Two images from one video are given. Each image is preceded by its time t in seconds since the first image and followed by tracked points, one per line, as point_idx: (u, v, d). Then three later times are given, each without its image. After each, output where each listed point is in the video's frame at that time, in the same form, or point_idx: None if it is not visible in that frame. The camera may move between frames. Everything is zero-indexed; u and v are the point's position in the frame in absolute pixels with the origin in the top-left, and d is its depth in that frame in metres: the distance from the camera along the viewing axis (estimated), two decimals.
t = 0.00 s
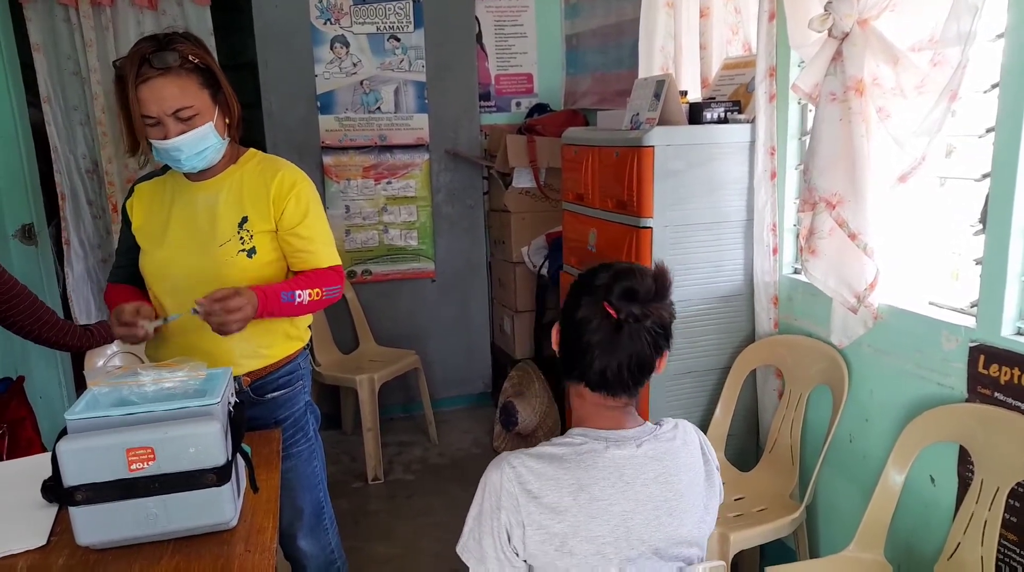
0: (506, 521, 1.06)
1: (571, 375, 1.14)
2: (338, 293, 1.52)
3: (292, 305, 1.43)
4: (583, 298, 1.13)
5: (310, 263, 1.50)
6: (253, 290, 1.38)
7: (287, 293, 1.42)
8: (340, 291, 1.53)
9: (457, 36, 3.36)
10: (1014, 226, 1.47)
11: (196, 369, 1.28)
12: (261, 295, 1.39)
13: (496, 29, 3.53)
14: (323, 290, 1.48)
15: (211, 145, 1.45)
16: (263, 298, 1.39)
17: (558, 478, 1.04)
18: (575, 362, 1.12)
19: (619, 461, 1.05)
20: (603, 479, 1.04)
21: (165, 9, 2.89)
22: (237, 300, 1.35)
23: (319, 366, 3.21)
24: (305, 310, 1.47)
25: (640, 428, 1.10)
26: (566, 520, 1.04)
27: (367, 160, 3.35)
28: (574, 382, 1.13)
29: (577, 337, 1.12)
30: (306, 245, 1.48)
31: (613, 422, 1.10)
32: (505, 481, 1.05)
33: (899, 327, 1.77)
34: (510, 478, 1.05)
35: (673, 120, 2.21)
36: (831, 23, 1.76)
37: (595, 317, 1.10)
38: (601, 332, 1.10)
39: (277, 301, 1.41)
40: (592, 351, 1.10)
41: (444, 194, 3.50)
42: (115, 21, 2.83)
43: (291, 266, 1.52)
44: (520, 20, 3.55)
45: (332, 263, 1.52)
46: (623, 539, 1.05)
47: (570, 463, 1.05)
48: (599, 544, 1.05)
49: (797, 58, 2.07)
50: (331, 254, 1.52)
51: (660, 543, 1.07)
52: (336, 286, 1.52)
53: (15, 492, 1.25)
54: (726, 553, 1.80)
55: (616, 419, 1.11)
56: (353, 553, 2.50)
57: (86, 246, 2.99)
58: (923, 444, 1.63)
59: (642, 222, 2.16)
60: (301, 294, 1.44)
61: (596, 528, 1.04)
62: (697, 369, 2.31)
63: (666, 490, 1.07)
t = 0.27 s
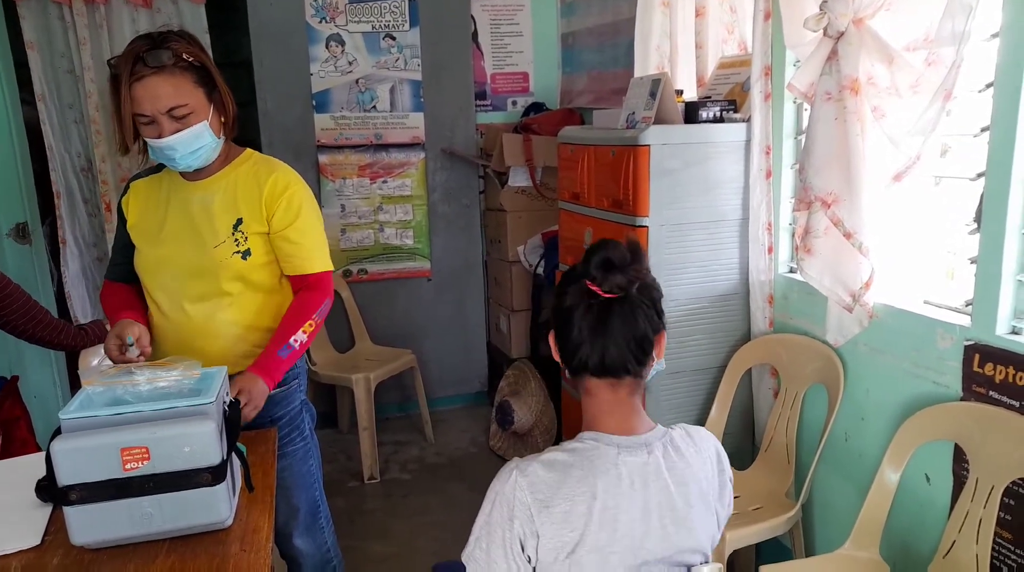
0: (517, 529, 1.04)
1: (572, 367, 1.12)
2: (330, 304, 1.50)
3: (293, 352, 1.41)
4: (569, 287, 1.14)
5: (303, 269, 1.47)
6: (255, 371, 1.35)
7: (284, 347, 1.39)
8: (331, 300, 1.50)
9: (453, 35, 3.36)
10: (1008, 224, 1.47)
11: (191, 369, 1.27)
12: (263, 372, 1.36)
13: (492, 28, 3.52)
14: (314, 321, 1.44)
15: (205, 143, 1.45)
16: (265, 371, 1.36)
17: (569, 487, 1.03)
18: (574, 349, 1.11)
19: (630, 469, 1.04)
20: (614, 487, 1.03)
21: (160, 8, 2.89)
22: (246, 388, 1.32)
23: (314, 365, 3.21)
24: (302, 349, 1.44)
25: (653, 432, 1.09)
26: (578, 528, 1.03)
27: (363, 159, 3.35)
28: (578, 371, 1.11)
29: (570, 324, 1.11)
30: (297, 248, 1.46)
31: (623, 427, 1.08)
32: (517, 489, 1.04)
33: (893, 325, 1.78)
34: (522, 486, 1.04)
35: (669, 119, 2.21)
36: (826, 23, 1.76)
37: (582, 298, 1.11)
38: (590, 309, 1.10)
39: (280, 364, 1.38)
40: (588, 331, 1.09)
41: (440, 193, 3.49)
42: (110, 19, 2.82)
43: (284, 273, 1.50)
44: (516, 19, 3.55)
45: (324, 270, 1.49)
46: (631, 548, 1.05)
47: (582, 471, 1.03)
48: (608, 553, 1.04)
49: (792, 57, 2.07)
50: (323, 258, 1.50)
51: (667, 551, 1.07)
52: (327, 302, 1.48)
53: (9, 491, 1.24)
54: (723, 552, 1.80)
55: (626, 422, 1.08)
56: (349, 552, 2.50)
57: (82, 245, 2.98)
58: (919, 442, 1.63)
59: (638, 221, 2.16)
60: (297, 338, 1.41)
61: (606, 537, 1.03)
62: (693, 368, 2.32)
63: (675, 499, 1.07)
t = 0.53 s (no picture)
0: (520, 538, 1.02)
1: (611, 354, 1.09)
2: (326, 299, 1.49)
3: (274, 330, 1.40)
4: (604, 271, 1.10)
5: (303, 264, 1.47)
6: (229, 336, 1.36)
7: (265, 324, 1.39)
8: (328, 294, 1.49)
9: (451, 31, 3.35)
10: (1007, 220, 1.47)
11: (190, 365, 1.27)
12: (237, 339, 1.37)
13: (491, 25, 3.52)
14: (303, 308, 1.43)
15: (203, 137, 1.44)
16: (240, 339, 1.37)
17: (574, 496, 1.01)
18: (618, 336, 1.08)
19: (634, 478, 1.04)
20: (619, 495, 1.03)
21: (158, 5, 2.88)
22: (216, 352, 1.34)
23: (313, 362, 3.20)
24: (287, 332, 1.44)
25: (658, 440, 1.09)
26: (582, 538, 1.01)
27: (362, 156, 3.34)
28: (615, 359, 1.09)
29: (617, 310, 1.09)
30: (297, 244, 1.45)
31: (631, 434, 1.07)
32: (521, 498, 1.02)
33: (892, 322, 1.78)
34: (526, 495, 1.02)
35: (668, 116, 2.21)
36: (825, 19, 1.76)
37: (629, 284, 1.09)
38: (641, 296, 1.10)
39: (256, 337, 1.38)
40: (638, 318, 1.09)
41: (439, 190, 3.49)
42: (108, 16, 2.81)
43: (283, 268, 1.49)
44: (515, 16, 3.54)
45: (323, 265, 1.48)
46: (632, 557, 1.04)
47: (587, 480, 1.02)
48: (609, 562, 1.03)
49: (792, 54, 2.07)
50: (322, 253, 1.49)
51: (667, 559, 1.07)
52: (321, 295, 1.47)
53: (8, 489, 1.24)
54: (723, 550, 1.79)
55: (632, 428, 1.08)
56: (348, 550, 2.50)
57: (81, 242, 2.97)
58: (918, 440, 1.63)
59: (636, 218, 2.16)
60: (280, 318, 1.40)
61: (608, 547, 1.03)
62: (693, 365, 2.32)
63: (676, 507, 1.06)
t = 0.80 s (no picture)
0: (516, 540, 1.02)
1: (616, 365, 1.10)
2: (312, 283, 1.44)
3: (240, 277, 1.36)
4: (609, 282, 1.10)
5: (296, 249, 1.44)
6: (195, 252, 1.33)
7: (236, 265, 1.36)
8: (315, 279, 1.45)
9: (454, 31, 3.35)
10: (1009, 220, 1.47)
11: (192, 364, 1.27)
12: (201, 260, 1.33)
13: (493, 24, 3.52)
14: (283, 273, 1.40)
15: (204, 128, 1.45)
16: (204, 263, 1.33)
17: (570, 496, 1.01)
18: (624, 347, 1.09)
19: (629, 475, 1.04)
20: (614, 494, 1.03)
21: (160, 5, 2.88)
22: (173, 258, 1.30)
23: (315, 362, 3.21)
24: (257, 290, 1.38)
25: (649, 438, 1.10)
26: (579, 539, 1.01)
27: (364, 155, 3.34)
28: (619, 370, 1.10)
29: (624, 321, 1.09)
30: (294, 234, 1.45)
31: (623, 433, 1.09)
32: (516, 500, 1.01)
33: (894, 322, 1.78)
34: (521, 497, 1.01)
35: (671, 115, 2.22)
36: (828, 18, 1.76)
37: (635, 294, 1.10)
38: (646, 307, 1.10)
39: (221, 272, 1.34)
40: (643, 329, 1.10)
41: (441, 189, 3.49)
42: (111, 16, 2.82)
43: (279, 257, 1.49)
44: (517, 15, 3.54)
45: (317, 254, 1.47)
46: (630, 555, 1.04)
47: (582, 479, 1.02)
48: (607, 561, 1.03)
49: (794, 53, 2.07)
50: (317, 242, 1.48)
51: (665, 555, 1.07)
52: (308, 274, 1.43)
53: (11, 487, 1.25)
54: (723, 549, 1.79)
55: (624, 430, 1.09)
56: (350, 548, 2.51)
57: (84, 242, 2.97)
58: (919, 439, 1.63)
59: (639, 217, 2.16)
60: (253, 270, 1.37)
61: (606, 546, 1.02)
62: (695, 364, 2.32)
63: (671, 504, 1.07)
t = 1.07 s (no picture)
0: (512, 535, 1.02)
1: (614, 359, 1.10)
2: (307, 265, 1.40)
3: (239, 249, 1.30)
4: (605, 276, 1.10)
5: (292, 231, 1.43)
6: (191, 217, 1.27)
7: (236, 236, 1.30)
8: (310, 261, 1.41)
9: (454, 26, 3.35)
10: (1008, 220, 1.47)
11: (189, 359, 1.28)
12: (199, 226, 1.27)
13: (493, 20, 3.51)
14: (281, 250, 1.35)
15: (197, 115, 1.46)
16: (201, 229, 1.27)
17: (565, 491, 1.02)
18: (622, 341, 1.10)
19: (624, 471, 1.04)
20: (610, 489, 1.03)
21: None
22: (161, 223, 1.24)
23: (313, 357, 3.21)
24: (252, 265, 1.33)
25: (645, 434, 1.10)
26: (574, 533, 1.01)
27: (363, 151, 3.34)
28: (618, 364, 1.10)
29: (622, 314, 1.10)
30: (289, 219, 1.44)
31: (619, 428, 1.09)
32: (512, 494, 1.01)
33: (891, 321, 1.78)
34: (517, 492, 1.01)
35: (671, 112, 2.22)
36: (828, 17, 1.76)
37: (631, 287, 1.10)
38: (642, 300, 1.11)
39: (219, 241, 1.28)
40: (640, 322, 1.11)
41: (440, 185, 3.49)
42: (110, 9, 2.81)
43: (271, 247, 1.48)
44: (517, 12, 3.53)
45: (313, 239, 1.45)
46: (625, 550, 1.04)
47: (578, 474, 1.02)
48: (603, 556, 1.03)
49: (794, 52, 2.06)
50: (310, 228, 1.47)
51: (660, 551, 1.07)
52: (304, 255, 1.39)
53: (6, 481, 1.25)
54: (719, 546, 1.79)
55: (620, 426, 1.10)
56: (347, 544, 2.51)
57: (81, 236, 2.97)
58: (915, 439, 1.63)
59: (637, 215, 2.16)
60: (252, 243, 1.32)
61: (602, 541, 1.02)
62: (693, 361, 2.32)
63: (667, 500, 1.07)
